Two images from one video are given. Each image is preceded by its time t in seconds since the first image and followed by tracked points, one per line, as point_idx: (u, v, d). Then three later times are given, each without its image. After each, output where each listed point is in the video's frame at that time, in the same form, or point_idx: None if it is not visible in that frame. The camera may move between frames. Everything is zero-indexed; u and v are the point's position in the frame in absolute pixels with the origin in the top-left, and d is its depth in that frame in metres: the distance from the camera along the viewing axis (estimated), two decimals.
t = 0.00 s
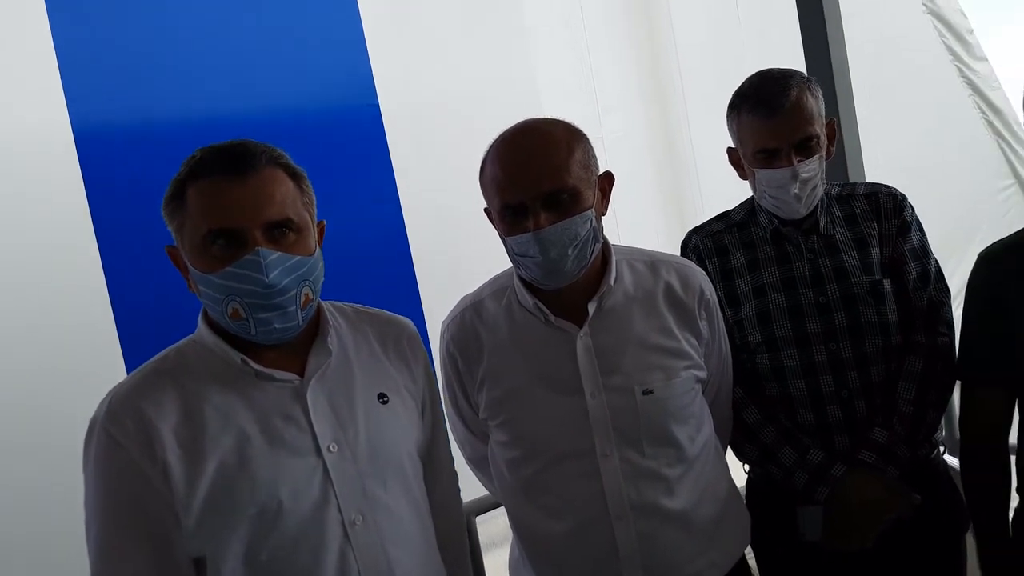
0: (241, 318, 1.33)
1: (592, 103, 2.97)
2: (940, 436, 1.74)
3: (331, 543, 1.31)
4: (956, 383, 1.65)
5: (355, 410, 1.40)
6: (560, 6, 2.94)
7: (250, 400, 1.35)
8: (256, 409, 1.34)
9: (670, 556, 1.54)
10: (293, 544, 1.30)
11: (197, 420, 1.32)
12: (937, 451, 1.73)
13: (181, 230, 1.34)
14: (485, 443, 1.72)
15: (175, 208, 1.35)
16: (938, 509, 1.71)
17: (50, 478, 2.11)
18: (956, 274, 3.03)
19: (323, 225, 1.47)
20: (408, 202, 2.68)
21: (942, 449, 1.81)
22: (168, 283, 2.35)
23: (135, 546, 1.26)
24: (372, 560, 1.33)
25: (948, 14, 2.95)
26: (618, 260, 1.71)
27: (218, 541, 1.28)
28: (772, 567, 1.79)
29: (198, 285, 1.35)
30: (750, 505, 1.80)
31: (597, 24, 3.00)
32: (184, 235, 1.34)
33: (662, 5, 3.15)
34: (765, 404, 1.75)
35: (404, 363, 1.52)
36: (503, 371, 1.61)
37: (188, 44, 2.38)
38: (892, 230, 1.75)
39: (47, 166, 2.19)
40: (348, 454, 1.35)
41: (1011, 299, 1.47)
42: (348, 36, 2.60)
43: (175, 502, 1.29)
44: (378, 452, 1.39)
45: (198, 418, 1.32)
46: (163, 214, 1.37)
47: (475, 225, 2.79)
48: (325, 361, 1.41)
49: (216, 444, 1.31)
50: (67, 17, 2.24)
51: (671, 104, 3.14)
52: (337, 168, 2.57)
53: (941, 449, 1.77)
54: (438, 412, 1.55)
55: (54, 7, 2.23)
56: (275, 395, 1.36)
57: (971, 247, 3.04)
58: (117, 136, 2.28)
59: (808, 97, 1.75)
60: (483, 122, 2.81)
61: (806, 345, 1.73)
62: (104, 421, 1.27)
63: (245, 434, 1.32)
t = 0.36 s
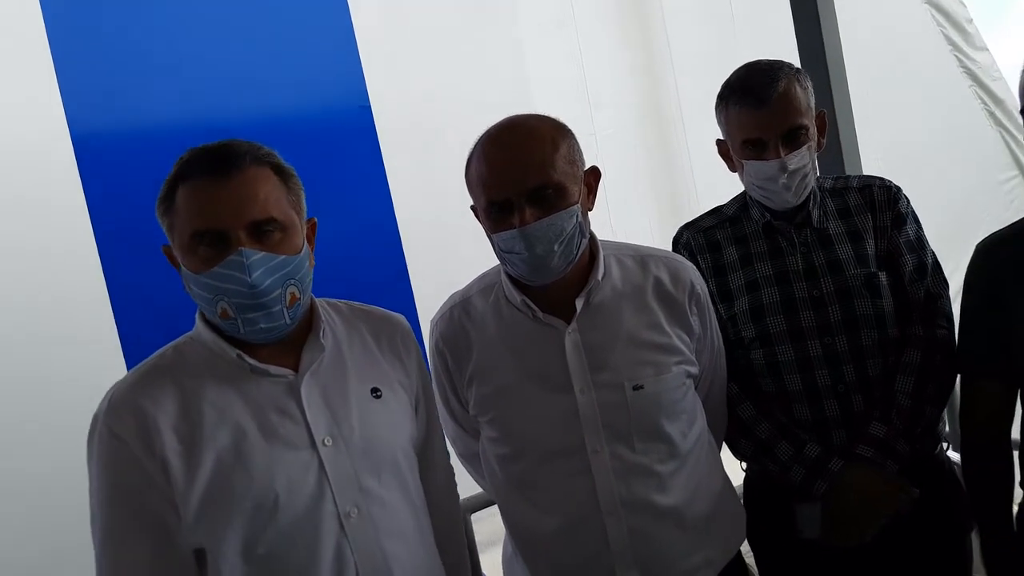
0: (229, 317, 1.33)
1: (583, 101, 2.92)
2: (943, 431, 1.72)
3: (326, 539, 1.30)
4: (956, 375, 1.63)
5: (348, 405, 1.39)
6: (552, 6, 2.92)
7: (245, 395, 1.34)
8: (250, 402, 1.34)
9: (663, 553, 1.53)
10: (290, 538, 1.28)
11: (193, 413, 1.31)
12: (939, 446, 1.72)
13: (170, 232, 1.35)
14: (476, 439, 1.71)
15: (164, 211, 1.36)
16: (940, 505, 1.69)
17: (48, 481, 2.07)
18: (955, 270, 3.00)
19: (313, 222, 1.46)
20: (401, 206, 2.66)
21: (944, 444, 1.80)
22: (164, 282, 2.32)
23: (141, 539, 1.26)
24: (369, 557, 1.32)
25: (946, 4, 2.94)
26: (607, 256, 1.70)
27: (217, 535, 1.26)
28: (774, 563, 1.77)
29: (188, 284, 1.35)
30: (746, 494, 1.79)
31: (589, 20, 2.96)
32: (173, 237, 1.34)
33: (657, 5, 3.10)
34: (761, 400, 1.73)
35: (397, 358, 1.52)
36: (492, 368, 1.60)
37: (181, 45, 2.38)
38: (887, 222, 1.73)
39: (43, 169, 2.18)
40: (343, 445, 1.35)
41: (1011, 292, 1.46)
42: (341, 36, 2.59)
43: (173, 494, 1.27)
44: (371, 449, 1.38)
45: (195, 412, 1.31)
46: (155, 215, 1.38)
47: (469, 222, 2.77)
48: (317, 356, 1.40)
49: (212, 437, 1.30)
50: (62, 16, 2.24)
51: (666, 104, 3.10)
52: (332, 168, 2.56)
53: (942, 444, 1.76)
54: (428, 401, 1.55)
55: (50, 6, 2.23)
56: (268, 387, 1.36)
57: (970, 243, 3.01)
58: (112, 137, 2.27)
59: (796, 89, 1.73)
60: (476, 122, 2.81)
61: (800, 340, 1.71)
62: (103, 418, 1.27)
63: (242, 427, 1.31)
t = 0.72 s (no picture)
0: (204, 326, 1.34)
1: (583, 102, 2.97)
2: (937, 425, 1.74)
3: (316, 545, 1.30)
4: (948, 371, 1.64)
5: (341, 409, 1.39)
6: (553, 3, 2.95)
7: (234, 404, 1.34)
8: (238, 415, 1.33)
9: (660, 550, 1.54)
10: (280, 548, 1.28)
11: (179, 425, 1.30)
12: (932, 441, 1.74)
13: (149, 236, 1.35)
14: (473, 441, 1.71)
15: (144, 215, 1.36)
16: (931, 498, 1.71)
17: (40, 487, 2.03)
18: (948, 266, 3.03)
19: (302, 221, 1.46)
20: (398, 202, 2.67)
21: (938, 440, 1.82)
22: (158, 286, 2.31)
23: (129, 552, 1.26)
24: (359, 562, 1.32)
25: None
26: (604, 254, 1.70)
27: (203, 546, 1.26)
28: (770, 559, 1.79)
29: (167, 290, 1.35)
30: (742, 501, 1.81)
31: (587, 17, 3.01)
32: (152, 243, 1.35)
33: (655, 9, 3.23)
34: (755, 394, 1.74)
35: (393, 360, 1.52)
36: (489, 368, 1.61)
37: (173, 43, 2.36)
38: (880, 218, 1.74)
39: (32, 169, 2.14)
40: (333, 454, 1.34)
41: (998, 282, 1.46)
42: (336, 33, 2.59)
43: (157, 506, 1.27)
44: (363, 452, 1.37)
45: (180, 423, 1.31)
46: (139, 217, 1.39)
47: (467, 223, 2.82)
48: (309, 361, 1.40)
49: (199, 449, 1.30)
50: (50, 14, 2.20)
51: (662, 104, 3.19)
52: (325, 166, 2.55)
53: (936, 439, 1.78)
54: (433, 409, 1.56)
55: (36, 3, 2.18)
56: (256, 397, 1.35)
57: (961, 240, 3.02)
58: (104, 137, 2.26)
59: (788, 81, 1.75)
60: (472, 119, 2.80)
61: (795, 334, 1.72)
62: (89, 429, 1.27)
63: (228, 438, 1.31)
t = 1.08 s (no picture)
0: (206, 312, 1.33)
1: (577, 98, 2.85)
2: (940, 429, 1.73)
3: (310, 533, 1.28)
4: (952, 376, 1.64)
5: (340, 399, 1.37)
6: None
7: (235, 386, 1.33)
8: (239, 395, 1.32)
9: (657, 547, 1.53)
10: (275, 531, 1.27)
11: (182, 404, 1.29)
12: (934, 445, 1.73)
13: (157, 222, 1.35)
14: (471, 434, 1.71)
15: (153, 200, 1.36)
16: (933, 502, 1.71)
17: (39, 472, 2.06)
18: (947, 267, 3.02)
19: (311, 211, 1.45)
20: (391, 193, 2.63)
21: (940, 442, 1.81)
22: (155, 276, 2.29)
23: (126, 534, 1.25)
24: (355, 554, 1.31)
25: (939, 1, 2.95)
26: (605, 250, 1.69)
27: (197, 528, 1.25)
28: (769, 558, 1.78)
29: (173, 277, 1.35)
30: (740, 502, 1.80)
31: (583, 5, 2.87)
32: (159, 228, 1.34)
33: None
34: (758, 395, 1.73)
35: (396, 351, 1.50)
36: (488, 362, 1.59)
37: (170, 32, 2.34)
38: (887, 220, 1.75)
39: (31, 155, 2.14)
40: (332, 442, 1.33)
41: (1003, 289, 1.45)
42: (335, 23, 2.55)
43: (155, 487, 1.26)
44: (362, 444, 1.36)
45: (182, 401, 1.30)
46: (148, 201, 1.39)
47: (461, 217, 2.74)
48: (312, 348, 1.38)
49: (199, 426, 1.28)
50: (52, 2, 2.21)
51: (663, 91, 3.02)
52: (325, 157, 2.56)
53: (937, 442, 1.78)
54: (428, 396, 1.53)
55: None
56: (259, 379, 1.34)
57: (959, 242, 3.03)
58: (100, 123, 2.23)
59: (802, 77, 1.75)
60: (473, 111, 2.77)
61: (800, 334, 1.71)
62: (92, 404, 1.26)
63: (228, 420, 1.30)
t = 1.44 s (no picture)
0: (224, 305, 1.33)
1: (592, 95, 2.84)
2: (957, 432, 1.71)
3: (322, 527, 1.29)
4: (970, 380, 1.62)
5: (354, 395, 1.37)
6: None
7: (251, 379, 1.33)
8: (255, 388, 1.32)
9: (670, 546, 1.52)
10: (287, 523, 1.28)
11: (199, 395, 1.30)
12: (950, 447, 1.71)
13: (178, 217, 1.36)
14: (483, 431, 1.71)
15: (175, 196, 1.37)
16: (947, 504, 1.69)
17: (55, 465, 2.06)
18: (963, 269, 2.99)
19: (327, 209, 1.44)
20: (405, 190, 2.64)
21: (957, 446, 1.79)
22: (170, 271, 2.31)
23: (141, 526, 1.26)
24: (366, 550, 1.31)
25: None
26: (621, 248, 1.68)
27: (212, 520, 1.25)
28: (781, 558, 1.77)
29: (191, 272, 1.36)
30: (754, 503, 1.80)
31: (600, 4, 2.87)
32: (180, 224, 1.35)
33: None
34: (774, 393, 1.72)
35: (408, 348, 1.50)
36: (501, 360, 1.59)
37: (188, 28, 2.34)
38: (907, 221, 1.73)
39: (48, 148, 2.15)
40: (345, 437, 1.33)
41: (1021, 289, 1.45)
42: (352, 20, 2.55)
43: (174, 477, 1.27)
44: (376, 440, 1.36)
45: (199, 393, 1.30)
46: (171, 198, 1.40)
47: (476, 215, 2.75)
48: (328, 342, 1.39)
49: (216, 418, 1.29)
50: None
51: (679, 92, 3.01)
52: (340, 153, 2.55)
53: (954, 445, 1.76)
54: (440, 395, 1.53)
55: None
56: (274, 374, 1.34)
57: (977, 242, 3.00)
58: (118, 117, 2.25)
59: (824, 75, 1.73)
60: (488, 108, 2.76)
61: (817, 333, 1.70)
62: (110, 396, 1.27)
63: (244, 412, 1.30)
